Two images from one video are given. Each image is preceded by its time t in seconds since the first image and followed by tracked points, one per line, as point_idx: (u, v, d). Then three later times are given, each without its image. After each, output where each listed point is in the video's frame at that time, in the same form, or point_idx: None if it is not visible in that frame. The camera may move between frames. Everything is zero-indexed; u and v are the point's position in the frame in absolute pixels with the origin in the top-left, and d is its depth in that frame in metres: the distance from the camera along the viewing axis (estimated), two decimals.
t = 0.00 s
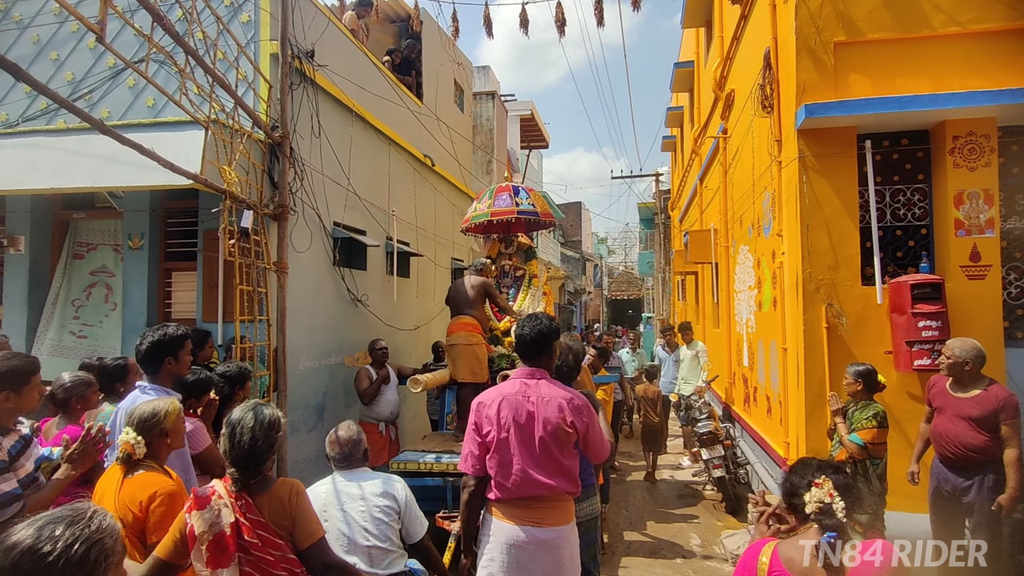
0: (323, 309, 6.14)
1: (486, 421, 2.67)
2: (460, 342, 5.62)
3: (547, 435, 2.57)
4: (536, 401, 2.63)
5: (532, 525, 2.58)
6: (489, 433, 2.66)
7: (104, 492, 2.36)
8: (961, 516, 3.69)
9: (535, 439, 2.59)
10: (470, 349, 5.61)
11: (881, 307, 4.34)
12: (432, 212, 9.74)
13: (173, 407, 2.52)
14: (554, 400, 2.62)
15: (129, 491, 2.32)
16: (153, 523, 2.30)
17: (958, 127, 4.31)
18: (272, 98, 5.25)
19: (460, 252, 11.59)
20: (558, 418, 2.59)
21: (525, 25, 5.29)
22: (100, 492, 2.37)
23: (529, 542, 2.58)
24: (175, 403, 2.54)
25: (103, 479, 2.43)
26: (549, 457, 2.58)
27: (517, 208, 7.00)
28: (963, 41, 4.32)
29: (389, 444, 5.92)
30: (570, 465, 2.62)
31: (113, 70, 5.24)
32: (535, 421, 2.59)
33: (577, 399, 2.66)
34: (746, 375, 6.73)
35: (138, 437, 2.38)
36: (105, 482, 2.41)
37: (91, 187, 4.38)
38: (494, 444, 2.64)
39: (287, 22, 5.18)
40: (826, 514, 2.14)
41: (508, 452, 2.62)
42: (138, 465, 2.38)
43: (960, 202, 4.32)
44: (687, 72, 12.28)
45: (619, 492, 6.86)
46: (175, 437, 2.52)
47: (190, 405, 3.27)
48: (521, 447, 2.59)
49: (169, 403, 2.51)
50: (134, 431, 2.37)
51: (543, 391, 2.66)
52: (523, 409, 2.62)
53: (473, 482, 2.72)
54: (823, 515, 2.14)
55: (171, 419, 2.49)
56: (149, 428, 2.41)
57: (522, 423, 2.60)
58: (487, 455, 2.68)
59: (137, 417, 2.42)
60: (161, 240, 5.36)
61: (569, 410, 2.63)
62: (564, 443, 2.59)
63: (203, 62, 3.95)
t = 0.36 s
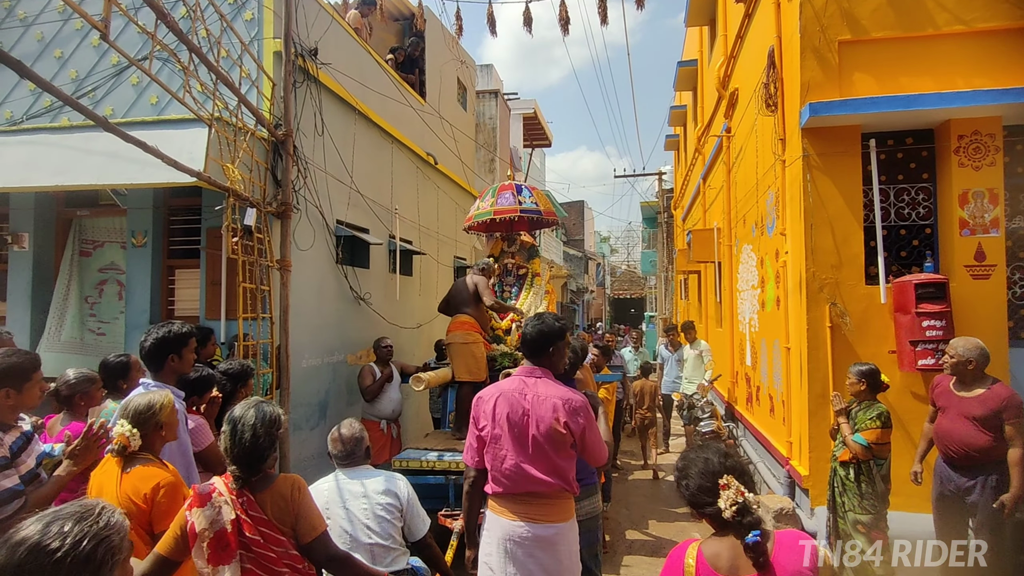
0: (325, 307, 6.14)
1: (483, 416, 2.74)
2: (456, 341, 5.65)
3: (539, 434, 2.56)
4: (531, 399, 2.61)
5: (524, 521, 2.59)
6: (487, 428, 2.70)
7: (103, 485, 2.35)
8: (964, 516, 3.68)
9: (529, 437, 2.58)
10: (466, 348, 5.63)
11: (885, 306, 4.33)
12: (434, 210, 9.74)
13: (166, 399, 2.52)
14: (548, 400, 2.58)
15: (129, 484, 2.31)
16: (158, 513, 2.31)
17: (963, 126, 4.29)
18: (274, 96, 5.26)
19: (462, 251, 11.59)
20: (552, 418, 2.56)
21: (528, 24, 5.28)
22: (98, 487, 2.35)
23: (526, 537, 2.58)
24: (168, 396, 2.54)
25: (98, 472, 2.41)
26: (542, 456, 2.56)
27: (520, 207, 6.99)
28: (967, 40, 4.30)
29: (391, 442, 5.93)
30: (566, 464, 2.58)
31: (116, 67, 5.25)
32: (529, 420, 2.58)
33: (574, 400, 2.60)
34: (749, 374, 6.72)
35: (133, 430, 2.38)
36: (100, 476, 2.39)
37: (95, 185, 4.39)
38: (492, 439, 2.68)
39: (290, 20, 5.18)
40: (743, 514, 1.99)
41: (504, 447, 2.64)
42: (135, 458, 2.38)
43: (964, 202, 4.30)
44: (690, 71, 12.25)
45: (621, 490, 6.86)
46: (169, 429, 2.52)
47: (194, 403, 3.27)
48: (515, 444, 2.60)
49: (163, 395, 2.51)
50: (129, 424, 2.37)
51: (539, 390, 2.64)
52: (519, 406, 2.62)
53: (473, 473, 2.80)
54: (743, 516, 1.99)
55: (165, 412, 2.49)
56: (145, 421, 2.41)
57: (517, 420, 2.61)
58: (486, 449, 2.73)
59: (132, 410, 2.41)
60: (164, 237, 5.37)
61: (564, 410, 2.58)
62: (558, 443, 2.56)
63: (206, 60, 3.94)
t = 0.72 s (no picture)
0: (324, 306, 6.14)
1: (469, 413, 2.78)
2: (454, 342, 5.67)
3: (520, 432, 2.56)
4: (514, 397, 2.62)
5: (508, 519, 2.59)
6: (472, 425, 2.74)
7: (128, 476, 2.40)
8: (963, 515, 3.68)
9: (511, 434, 2.60)
10: (465, 349, 5.65)
11: (884, 306, 4.33)
12: (434, 209, 9.74)
13: (180, 394, 2.57)
14: (529, 398, 2.59)
15: (155, 472, 2.37)
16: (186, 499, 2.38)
17: (963, 126, 4.29)
18: (274, 94, 5.25)
19: (462, 249, 11.58)
20: (533, 416, 2.55)
21: (528, 22, 5.27)
22: (122, 477, 2.40)
23: (510, 537, 2.57)
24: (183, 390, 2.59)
25: (120, 466, 2.45)
26: (524, 454, 2.57)
27: (519, 205, 6.99)
28: (967, 39, 4.30)
29: (390, 441, 5.93)
30: (548, 463, 2.57)
31: (115, 65, 5.24)
32: (511, 418, 2.60)
33: (556, 399, 2.58)
34: (748, 373, 6.72)
35: (152, 423, 2.42)
36: (123, 469, 2.44)
37: (94, 183, 4.39)
38: (476, 436, 2.71)
39: (289, 17, 5.17)
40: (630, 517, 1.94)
41: (488, 444, 2.67)
42: (156, 449, 2.43)
43: (964, 201, 4.30)
44: (690, 70, 12.24)
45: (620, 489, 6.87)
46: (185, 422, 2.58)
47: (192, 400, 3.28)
48: (498, 441, 2.62)
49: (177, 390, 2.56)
50: (148, 416, 2.41)
51: (522, 388, 2.65)
52: (501, 404, 2.64)
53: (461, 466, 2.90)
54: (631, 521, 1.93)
55: (180, 405, 2.55)
56: (162, 414, 2.45)
57: (499, 418, 2.63)
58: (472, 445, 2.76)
59: (148, 404, 2.45)
60: (164, 236, 5.36)
61: (545, 408, 2.57)
62: (539, 441, 2.55)
63: (206, 58, 3.93)
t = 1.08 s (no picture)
0: (322, 303, 6.13)
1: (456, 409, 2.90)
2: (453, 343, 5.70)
3: (490, 430, 2.64)
4: (486, 396, 2.70)
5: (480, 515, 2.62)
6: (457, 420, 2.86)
7: (182, 472, 2.44)
8: (959, 514, 3.69)
9: (484, 432, 2.68)
10: (462, 350, 5.67)
11: (881, 305, 4.34)
12: (432, 207, 9.73)
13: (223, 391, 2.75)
14: (498, 397, 2.64)
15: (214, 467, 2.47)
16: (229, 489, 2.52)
17: (961, 126, 4.30)
18: (272, 91, 5.24)
19: (460, 248, 11.57)
20: (500, 415, 2.61)
21: (527, 21, 5.26)
22: (179, 472, 2.43)
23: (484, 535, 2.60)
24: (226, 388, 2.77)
25: (166, 461, 2.46)
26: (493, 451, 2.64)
27: (517, 204, 6.98)
28: (965, 39, 4.30)
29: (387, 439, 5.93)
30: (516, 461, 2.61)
31: (112, 62, 5.22)
32: (483, 415, 2.68)
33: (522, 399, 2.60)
34: (746, 373, 6.73)
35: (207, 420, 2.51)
36: (171, 463, 2.46)
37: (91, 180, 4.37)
38: (460, 431, 2.83)
39: (287, 14, 5.16)
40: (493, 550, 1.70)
41: (468, 439, 2.78)
42: (208, 444, 2.51)
43: (962, 201, 4.30)
44: (689, 69, 12.23)
45: (617, 488, 6.87)
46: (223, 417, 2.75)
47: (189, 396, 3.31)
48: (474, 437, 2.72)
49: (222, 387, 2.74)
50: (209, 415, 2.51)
51: (495, 387, 2.70)
52: (476, 402, 2.73)
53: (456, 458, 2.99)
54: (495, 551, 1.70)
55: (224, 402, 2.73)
56: (213, 410, 2.62)
57: (474, 415, 2.73)
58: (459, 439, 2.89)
59: (201, 401, 2.61)
60: (161, 233, 5.34)
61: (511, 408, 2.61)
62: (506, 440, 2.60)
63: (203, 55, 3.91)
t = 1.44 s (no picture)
0: (321, 302, 6.12)
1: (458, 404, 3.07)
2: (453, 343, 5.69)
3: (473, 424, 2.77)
4: (472, 392, 2.83)
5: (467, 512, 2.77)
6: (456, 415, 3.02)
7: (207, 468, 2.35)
8: (956, 514, 3.70)
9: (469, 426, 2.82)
10: (462, 349, 5.66)
11: (880, 306, 4.35)
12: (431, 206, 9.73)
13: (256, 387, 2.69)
14: (479, 393, 2.76)
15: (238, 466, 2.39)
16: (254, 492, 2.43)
17: (960, 127, 4.31)
18: (272, 90, 5.24)
19: (459, 247, 11.57)
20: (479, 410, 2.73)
21: (527, 20, 5.26)
22: (202, 467, 2.34)
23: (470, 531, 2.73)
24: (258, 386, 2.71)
25: (194, 452, 2.40)
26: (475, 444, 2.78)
27: (516, 203, 6.98)
28: (965, 40, 4.31)
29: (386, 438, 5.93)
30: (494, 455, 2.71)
31: (112, 59, 5.22)
32: (468, 410, 2.81)
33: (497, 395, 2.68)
34: (745, 373, 6.74)
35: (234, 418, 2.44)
36: (197, 457, 2.39)
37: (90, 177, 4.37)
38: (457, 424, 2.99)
39: (287, 12, 5.15)
40: None
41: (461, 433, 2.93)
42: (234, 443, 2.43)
43: (960, 202, 4.31)
44: (689, 69, 12.24)
45: (616, 487, 6.87)
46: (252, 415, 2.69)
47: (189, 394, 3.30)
48: (463, 431, 2.87)
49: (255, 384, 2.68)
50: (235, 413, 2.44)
51: (480, 384, 2.82)
52: (465, 397, 2.88)
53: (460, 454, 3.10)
54: None
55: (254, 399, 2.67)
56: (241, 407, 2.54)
57: (463, 410, 2.88)
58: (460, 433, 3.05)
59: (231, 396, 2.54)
60: (160, 231, 5.33)
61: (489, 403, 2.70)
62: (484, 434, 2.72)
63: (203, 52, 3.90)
